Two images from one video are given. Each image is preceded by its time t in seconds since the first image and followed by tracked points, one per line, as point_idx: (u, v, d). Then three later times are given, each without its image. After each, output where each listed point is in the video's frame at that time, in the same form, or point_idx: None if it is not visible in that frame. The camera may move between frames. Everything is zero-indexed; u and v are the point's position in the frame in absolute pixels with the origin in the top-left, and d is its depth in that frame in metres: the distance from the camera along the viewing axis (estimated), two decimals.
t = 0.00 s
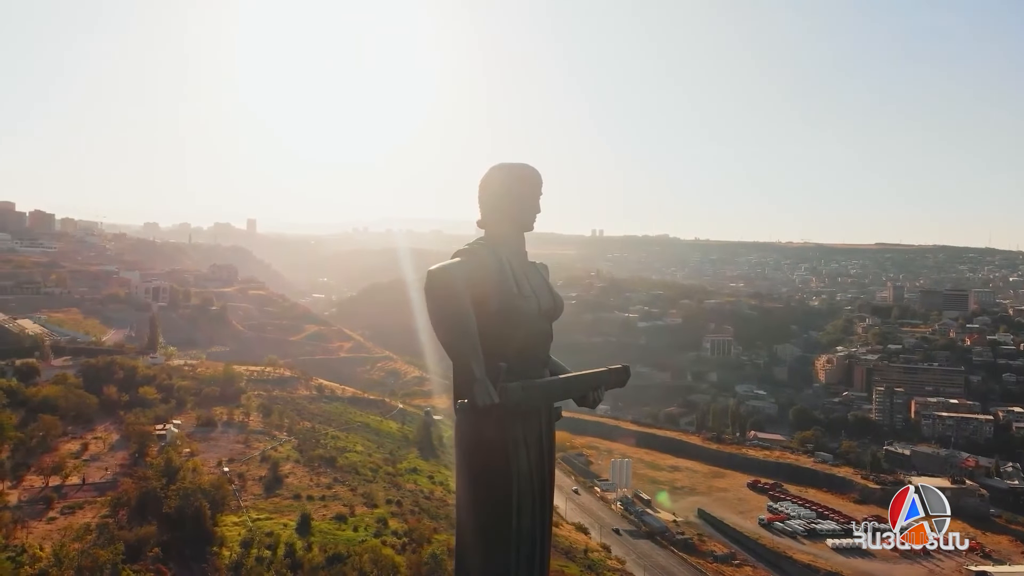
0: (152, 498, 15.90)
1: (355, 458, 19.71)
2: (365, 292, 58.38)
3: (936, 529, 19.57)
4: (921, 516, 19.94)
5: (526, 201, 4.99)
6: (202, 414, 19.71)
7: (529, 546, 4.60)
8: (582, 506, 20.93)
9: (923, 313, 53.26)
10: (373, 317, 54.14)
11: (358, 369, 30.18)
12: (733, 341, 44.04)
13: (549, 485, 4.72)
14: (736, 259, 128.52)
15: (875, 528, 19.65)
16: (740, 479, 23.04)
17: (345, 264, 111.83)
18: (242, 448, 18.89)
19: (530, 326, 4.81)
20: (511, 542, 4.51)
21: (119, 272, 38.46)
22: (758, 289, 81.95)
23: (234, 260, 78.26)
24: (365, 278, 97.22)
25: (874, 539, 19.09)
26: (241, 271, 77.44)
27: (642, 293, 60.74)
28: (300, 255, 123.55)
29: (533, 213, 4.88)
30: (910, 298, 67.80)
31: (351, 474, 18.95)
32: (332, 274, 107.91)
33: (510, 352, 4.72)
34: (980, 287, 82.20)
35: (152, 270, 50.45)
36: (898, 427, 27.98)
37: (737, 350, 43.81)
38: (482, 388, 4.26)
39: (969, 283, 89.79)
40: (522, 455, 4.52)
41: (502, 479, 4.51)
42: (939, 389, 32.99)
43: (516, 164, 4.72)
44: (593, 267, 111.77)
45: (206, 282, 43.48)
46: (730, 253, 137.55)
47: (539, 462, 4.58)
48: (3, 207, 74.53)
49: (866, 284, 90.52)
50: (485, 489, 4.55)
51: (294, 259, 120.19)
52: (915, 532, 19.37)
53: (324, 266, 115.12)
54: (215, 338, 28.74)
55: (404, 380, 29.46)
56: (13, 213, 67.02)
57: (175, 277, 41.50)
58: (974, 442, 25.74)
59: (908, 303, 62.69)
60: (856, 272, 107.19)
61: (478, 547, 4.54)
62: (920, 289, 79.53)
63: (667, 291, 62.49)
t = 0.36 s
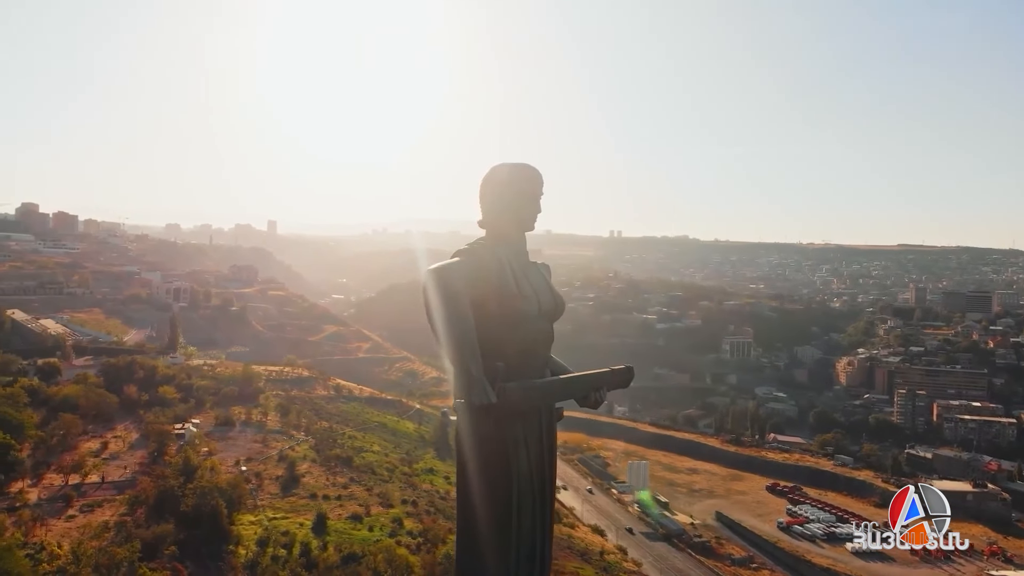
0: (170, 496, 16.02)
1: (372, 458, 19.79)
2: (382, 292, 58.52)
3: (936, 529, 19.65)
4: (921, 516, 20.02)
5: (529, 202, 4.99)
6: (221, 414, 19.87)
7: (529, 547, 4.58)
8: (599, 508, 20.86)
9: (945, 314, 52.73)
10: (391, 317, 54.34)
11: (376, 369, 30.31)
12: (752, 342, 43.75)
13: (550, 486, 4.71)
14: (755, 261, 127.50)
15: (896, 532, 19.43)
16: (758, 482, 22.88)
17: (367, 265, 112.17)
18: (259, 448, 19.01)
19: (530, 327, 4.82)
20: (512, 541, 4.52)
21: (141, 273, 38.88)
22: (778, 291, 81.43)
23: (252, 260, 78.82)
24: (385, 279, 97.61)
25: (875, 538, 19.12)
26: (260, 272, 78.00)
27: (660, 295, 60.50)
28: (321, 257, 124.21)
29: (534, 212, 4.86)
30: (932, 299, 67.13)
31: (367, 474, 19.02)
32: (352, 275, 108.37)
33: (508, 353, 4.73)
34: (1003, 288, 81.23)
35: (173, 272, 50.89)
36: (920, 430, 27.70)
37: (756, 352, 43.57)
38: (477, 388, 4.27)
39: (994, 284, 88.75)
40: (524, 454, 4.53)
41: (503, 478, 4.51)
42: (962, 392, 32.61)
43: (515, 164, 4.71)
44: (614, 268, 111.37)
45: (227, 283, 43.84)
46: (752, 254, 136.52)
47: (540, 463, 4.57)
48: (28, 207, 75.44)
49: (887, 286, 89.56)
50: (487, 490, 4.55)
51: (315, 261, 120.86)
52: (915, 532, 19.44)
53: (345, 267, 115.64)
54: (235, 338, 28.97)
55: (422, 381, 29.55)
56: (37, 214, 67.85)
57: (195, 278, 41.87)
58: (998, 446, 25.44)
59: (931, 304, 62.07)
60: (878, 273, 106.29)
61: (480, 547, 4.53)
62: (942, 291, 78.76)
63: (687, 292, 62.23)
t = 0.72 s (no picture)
0: (186, 494, 16.14)
1: (387, 458, 19.85)
2: (399, 292, 58.70)
3: (936, 529, 19.62)
4: (921, 515, 19.88)
5: (530, 205, 4.73)
6: (237, 414, 20.03)
7: (528, 546, 4.49)
8: (615, 509, 20.81)
9: (966, 316, 52.23)
10: (409, 318, 54.49)
11: (392, 370, 30.44)
12: (770, 343, 43.49)
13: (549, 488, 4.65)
14: (774, 261, 126.77)
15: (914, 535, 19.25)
16: (776, 485, 22.74)
17: (386, 265, 112.51)
18: (275, 448, 19.12)
19: (529, 334, 4.59)
20: (513, 543, 4.42)
21: (160, 274, 39.25)
22: (796, 292, 80.87)
23: (268, 260, 79.32)
24: (402, 279, 97.86)
25: (875, 539, 19.08)
26: (277, 272, 78.46)
27: (678, 296, 60.30)
28: (341, 258, 124.76)
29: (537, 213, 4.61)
30: (954, 300, 66.48)
31: (382, 474, 19.08)
32: (369, 275, 108.76)
33: (506, 358, 4.53)
34: None
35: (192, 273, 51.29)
36: (941, 433, 27.46)
37: (774, 354, 43.32)
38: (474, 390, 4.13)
39: (1016, 286, 87.76)
40: (524, 456, 4.45)
41: (504, 481, 4.42)
42: (983, 394, 32.26)
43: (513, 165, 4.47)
44: (633, 270, 111.07)
45: (245, 283, 44.16)
46: (772, 255, 135.86)
47: (539, 465, 4.51)
48: (50, 209, 76.25)
49: (908, 287, 88.85)
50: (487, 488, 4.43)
51: (334, 263, 121.40)
52: (915, 532, 19.37)
53: (363, 267, 116.05)
54: (253, 338, 29.19)
55: (438, 381, 29.62)
56: (58, 216, 68.62)
57: (214, 279, 42.22)
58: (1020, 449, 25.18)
59: (952, 306, 61.50)
60: (898, 274, 105.40)
61: (480, 552, 4.38)
62: (962, 292, 78.01)
63: (704, 293, 62.01)
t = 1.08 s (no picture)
0: (203, 493, 16.28)
1: (403, 458, 19.91)
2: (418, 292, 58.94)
3: (936, 529, 19.69)
4: (921, 516, 20.03)
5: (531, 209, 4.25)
6: (255, 413, 20.18)
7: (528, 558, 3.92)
8: (631, 512, 20.74)
9: (989, 318, 51.65)
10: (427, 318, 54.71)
11: (409, 370, 30.54)
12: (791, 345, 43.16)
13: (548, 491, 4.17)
14: (795, 262, 125.92)
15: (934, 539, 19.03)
16: (795, 488, 22.55)
17: (406, 266, 113.03)
18: (292, 447, 19.24)
19: (534, 340, 4.15)
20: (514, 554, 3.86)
21: (181, 274, 39.67)
22: (816, 293, 80.32)
23: (287, 260, 79.99)
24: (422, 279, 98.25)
25: (874, 539, 19.11)
26: (296, 272, 79.06)
27: (697, 297, 60.04)
28: (362, 260, 125.52)
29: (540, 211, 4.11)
30: (977, 302, 65.79)
31: (399, 474, 19.12)
32: (388, 275, 109.32)
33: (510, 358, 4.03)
34: None
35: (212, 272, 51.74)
36: (963, 436, 27.13)
37: (794, 356, 43.03)
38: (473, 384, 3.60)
39: None
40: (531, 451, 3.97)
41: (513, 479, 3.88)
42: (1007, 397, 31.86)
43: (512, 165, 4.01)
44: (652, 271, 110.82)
45: (265, 284, 44.52)
46: (793, 256, 135.06)
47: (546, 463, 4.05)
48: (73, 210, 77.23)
49: (930, 288, 88.10)
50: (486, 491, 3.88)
51: (355, 264, 122.14)
52: (915, 532, 19.41)
53: (383, 267, 116.60)
54: (272, 339, 29.42)
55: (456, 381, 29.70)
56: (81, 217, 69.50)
57: (235, 280, 42.60)
58: None
59: (975, 308, 60.88)
60: (921, 276, 104.49)
61: (483, 563, 3.81)
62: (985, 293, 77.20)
63: (723, 294, 61.79)
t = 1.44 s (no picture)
0: (220, 492, 16.40)
1: (419, 458, 19.96)
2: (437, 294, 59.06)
3: (936, 529, 19.62)
4: (921, 515, 19.94)
5: (532, 213, 4.24)
6: (273, 413, 20.33)
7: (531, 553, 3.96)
8: (649, 514, 20.67)
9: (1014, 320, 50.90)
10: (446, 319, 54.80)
11: (427, 370, 30.63)
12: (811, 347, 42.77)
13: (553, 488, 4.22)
14: (815, 264, 124.86)
15: (955, 544, 18.81)
16: (814, 491, 22.38)
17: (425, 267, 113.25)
18: (309, 446, 19.35)
19: (537, 340, 4.16)
20: (515, 549, 3.90)
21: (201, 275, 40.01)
22: (838, 295, 79.50)
23: (305, 261, 80.35)
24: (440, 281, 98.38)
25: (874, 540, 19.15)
26: (315, 272, 79.40)
27: (716, 299, 59.66)
28: (383, 261, 125.93)
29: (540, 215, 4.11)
30: (1001, 305, 64.86)
31: (415, 473, 19.17)
32: (407, 277, 109.60)
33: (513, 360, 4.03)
34: None
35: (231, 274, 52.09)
36: (986, 439, 26.79)
37: (815, 358, 42.63)
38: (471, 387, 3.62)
39: None
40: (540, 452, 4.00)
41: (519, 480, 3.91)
42: None
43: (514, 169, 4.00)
44: (672, 273, 110.21)
45: (285, 285, 44.82)
46: (816, 258, 133.84)
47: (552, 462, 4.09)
48: (95, 212, 78.01)
49: (954, 290, 86.94)
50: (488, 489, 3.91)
51: (376, 265, 122.56)
52: (915, 532, 19.36)
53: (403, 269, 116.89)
54: (290, 339, 29.62)
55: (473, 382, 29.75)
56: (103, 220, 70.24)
57: (255, 280, 42.91)
58: None
59: (1000, 310, 60.01)
60: (944, 278, 103.26)
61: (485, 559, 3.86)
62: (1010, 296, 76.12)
63: (743, 296, 61.36)
